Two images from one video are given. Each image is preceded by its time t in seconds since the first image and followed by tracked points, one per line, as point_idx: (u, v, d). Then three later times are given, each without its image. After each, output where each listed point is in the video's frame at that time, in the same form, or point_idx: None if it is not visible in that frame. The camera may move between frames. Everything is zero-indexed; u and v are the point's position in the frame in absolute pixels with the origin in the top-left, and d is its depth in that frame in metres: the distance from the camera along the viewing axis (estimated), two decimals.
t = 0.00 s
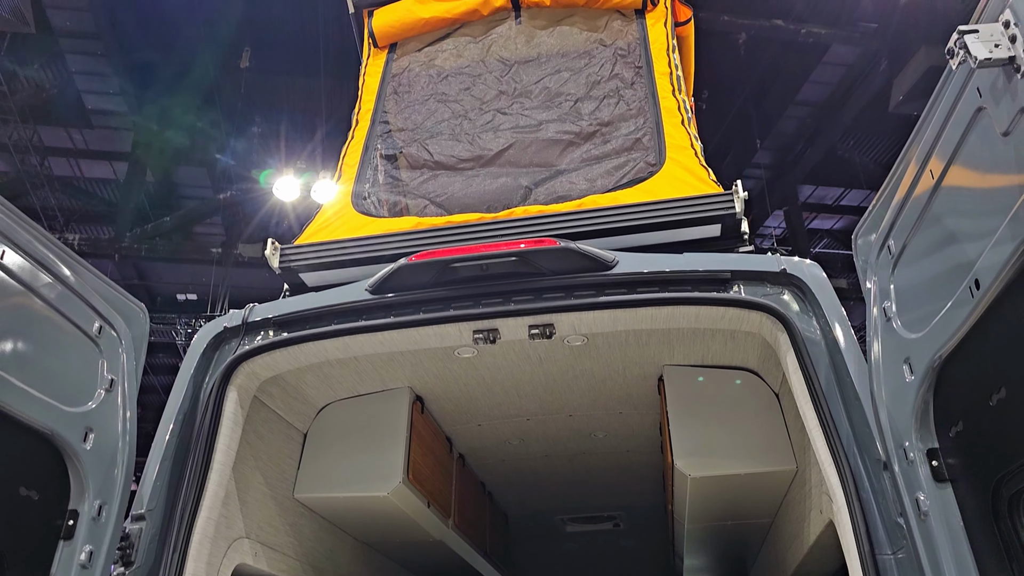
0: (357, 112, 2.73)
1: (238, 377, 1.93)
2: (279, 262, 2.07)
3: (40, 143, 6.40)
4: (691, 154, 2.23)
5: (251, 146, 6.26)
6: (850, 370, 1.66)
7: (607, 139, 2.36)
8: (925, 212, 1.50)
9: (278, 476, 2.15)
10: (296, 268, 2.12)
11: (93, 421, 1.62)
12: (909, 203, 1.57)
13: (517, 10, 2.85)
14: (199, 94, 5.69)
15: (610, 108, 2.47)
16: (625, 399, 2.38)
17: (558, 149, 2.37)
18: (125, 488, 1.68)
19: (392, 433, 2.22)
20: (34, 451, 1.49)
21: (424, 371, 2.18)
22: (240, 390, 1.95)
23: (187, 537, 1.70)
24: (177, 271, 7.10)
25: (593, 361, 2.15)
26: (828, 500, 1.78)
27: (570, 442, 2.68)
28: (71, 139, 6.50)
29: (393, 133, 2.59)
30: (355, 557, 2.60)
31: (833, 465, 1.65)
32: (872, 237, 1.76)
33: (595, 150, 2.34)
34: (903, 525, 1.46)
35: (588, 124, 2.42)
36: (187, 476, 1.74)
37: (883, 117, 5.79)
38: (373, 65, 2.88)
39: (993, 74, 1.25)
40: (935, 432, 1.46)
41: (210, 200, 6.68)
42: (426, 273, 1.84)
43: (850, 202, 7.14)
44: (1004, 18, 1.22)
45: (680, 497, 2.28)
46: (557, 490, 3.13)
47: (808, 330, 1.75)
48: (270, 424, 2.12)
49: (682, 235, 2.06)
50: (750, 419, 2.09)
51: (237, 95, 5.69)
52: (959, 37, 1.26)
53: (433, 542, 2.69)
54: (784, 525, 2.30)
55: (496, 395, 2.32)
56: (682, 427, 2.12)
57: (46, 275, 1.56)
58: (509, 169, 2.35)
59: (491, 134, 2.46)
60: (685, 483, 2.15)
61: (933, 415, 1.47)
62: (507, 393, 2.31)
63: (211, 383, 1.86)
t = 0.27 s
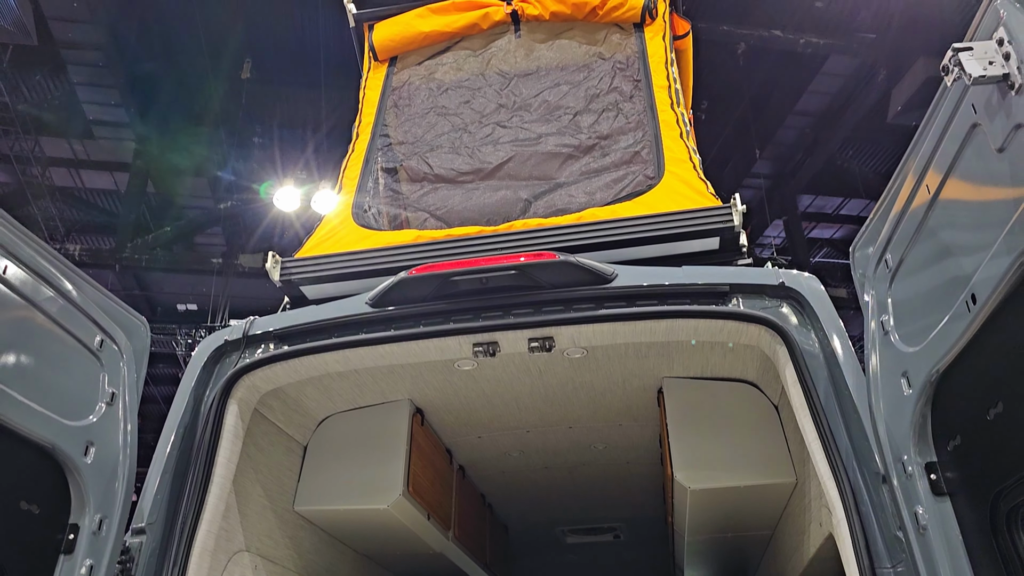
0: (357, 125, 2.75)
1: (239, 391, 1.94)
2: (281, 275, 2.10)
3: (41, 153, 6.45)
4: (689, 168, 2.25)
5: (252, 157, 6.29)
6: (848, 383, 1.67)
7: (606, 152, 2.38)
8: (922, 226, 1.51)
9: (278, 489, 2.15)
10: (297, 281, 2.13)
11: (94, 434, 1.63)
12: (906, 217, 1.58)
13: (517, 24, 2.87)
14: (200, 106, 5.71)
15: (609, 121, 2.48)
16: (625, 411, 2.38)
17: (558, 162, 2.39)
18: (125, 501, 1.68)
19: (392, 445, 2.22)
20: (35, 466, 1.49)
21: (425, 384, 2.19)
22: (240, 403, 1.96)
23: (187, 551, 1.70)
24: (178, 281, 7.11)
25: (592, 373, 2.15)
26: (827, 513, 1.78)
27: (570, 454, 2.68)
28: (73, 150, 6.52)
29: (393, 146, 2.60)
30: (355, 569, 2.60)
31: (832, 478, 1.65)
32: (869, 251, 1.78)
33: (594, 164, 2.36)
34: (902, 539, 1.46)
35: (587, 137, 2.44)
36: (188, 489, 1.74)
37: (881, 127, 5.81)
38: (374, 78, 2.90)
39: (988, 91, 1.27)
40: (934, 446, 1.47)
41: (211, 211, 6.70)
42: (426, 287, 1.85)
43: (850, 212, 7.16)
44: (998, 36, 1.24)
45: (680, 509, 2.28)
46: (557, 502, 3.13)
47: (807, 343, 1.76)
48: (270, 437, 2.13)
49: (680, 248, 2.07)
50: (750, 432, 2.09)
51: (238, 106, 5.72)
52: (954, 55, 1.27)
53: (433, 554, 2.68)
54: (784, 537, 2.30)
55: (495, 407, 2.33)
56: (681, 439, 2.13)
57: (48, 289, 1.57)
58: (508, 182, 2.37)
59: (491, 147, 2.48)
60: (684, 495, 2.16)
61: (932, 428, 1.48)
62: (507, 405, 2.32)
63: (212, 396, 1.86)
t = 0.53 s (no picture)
0: (356, 123, 2.75)
1: (236, 390, 1.94)
2: (279, 274, 2.11)
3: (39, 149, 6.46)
4: (687, 167, 2.25)
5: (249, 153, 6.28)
6: (844, 384, 1.67)
7: (604, 151, 2.38)
8: (918, 228, 1.52)
9: (275, 487, 2.15)
10: (294, 279, 2.14)
11: (92, 433, 1.62)
12: (902, 217, 1.59)
13: (515, 22, 2.87)
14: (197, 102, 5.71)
15: (606, 120, 2.48)
16: (622, 410, 2.39)
17: (555, 161, 2.39)
18: (123, 500, 1.68)
19: (390, 444, 2.23)
20: (34, 466, 1.50)
21: (422, 383, 2.19)
22: (238, 402, 1.96)
23: (185, 550, 1.71)
24: (176, 277, 7.11)
25: (589, 372, 2.16)
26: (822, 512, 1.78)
27: (567, 452, 2.69)
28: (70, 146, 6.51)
29: (392, 145, 2.60)
30: (352, 567, 2.60)
31: (828, 478, 1.66)
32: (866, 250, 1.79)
33: (592, 163, 2.36)
34: (898, 538, 1.46)
35: (585, 137, 2.44)
36: (185, 488, 1.75)
37: (879, 125, 5.82)
38: (372, 77, 2.90)
39: (984, 94, 1.27)
40: (931, 446, 1.48)
41: (208, 207, 6.69)
42: (423, 286, 1.85)
43: (847, 210, 7.17)
44: (994, 39, 1.24)
45: (676, 508, 2.29)
46: (554, 499, 3.14)
47: (803, 343, 1.76)
48: (267, 435, 2.13)
49: (677, 247, 2.08)
50: (746, 431, 2.10)
51: (235, 103, 5.71)
52: (950, 58, 1.28)
53: (430, 552, 2.69)
54: (780, 536, 2.31)
55: (492, 405, 2.33)
56: (678, 438, 2.13)
57: (47, 287, 1.57)
58: (506, 181, 2.37)
59: (488, 146, 2.48)
60: (681, 493, 2.16)
61: (928, 430, 1.49)
62: (504, 404, 2.32)
63: (210, 395, 1.87)
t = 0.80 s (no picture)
0: (352, 109, 2.73)
1: (234, 374, 1.94)
2: (275, 259, 2.11)
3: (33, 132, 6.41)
4: (684, 154, 2.24)
5: (246, 138, 6.24)
6: (840, 372, 1.68)
7: (602, 138, 2.37)
8: (914, 216, 1.52)
9: (272, 472, 2.16)
10: (291, 265, 2.13)
11: (88, 418, 1.62)
12: (899, 206, 1.59)
13: (513, 7, 2.85)
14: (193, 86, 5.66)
15: (605, 106, 2.47)
16: (618, 396, 2.39)
17: (552, 148, 2.38)
18: (119, 484, 1.68)
19: (386, 429, 2.23)
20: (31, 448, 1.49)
21: (418, 369, 2.19)
22: (235, 386, 1.96)
23: (181, 533, 1.72)
24: (172, 262, 7.09)
25: (586, 359, 2.16)
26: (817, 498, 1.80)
27: (564, 439, 2.70)
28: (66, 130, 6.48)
29: (389, 131, 2.59)
30: (349, 551, 2.62)
31: (823, 464, 1.67)
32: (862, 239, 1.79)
33: (589, 149, 2.35)
34: (892, 525, 1.48)
35: (583, 123, 2.43)
36: (182, 472, 1.75)
37: (878, 113, 5.81)
38: (370, 61, 2.88)
39: (982, 83, 1.27)
40: (925, 433, 1.48)
41: (204, 192, 6.66)
42: (420, 272, 1.85)
43: (844, 198, 7.16)
44: (992, 28, 1.24)
45: (671, 494, 2.30)
46: (550, 485, 3.16)
47: (800, 331, 1.77)
48: (264, 420, 2.13)
49: (675, 235, 2.07)
50: (742, 417, 2.11)
51: (231, 87, 5.66)
52: (949, 46, 1.27)
53: (427, 536, 2.71)
54: (775, 522, 2.33)
55: (489, 391, 2.34)
56: (674, 424, 2.14)
57: (43, 272, 1.56)
58: (504, 167, 2.36)
59: (486, 132, 2.46)
60: (676, 480, 2.18)
61: (922, 417, 1.49)
62: (500, 390, 2.33)
63: (207, 380, 1.86)
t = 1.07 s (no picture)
0: (350, 77, 2.68)
1: (230, 343, 1.93)
2: (274, 228, 2.08)
3: (26, 101, 6.25)
4: (686, 126, 2.21)
5: (240, 108, 6.15)
6: (840, 344, 1.67)
7: (602, 108, 2.33)
8: (918, 188, 1.50)
9: (270, 441, 2.16)
10: (289, 234, 2.11)
11: (85, 385, 1.61)
12: (903, 177, 1.57)
13: None
14: (186, 53, 5.56)
15: (605, 76, 2.43)
16: (616, 368, 2.39)
17: (552, 118, 2.34)
18: (118, 453, 1.68)
19: (383, 400, 2.23)
20: (29, 416, 1.48)
21: (416, 339, 2.18)
22: (231, 355, 1.94)
23: (179, 501, 1.72)
24: (166, 233, 7.03)
25: (584, 331, 2.15)
26: (814, 471, 1.81)
27: (561, 410, 2.70)
28: (58, 98, 6.35)
29: (387, 99, 2.54)
30: (346, 520, 2.64)
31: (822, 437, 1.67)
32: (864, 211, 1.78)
33: (590, 120, 2.32)
34: (889, 496, 1.47)
35: (583, 93, 2.39)
36: (180, 440, 1.74)
37: (879, 88, 5.76)
38: (367, 29, 2.82)
39: (991, 52, 1.24)
40: (924, 406, 1.50)
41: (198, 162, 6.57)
42: (419, 241, 1.83)
43: (842, 173, 7.13)
44: None
45: (668, 465, 2.32)
46: (546, 456, 3.18)
47: (800, 303, 1.75)
48: (261, 389, 2.13)
49: (675, 206, 2.05)
50: (739, 390, 2.11)
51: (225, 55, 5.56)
52: (958, 14, 1.26)
53: (424, 506, 2.72)
54: (771, 494, 2.35)
55: (486, 363, 2.33)
56: (671, 396, 2.15)
57: (39, 239, 1.53)
58: (503, 137, 2.33)
59: (485, 102, 2.42)
60: (673, 451, 2.19)
61: (922, 390, 1.50)
62: (499, 361, 2.32)
63: (204, 348, 1.85)
